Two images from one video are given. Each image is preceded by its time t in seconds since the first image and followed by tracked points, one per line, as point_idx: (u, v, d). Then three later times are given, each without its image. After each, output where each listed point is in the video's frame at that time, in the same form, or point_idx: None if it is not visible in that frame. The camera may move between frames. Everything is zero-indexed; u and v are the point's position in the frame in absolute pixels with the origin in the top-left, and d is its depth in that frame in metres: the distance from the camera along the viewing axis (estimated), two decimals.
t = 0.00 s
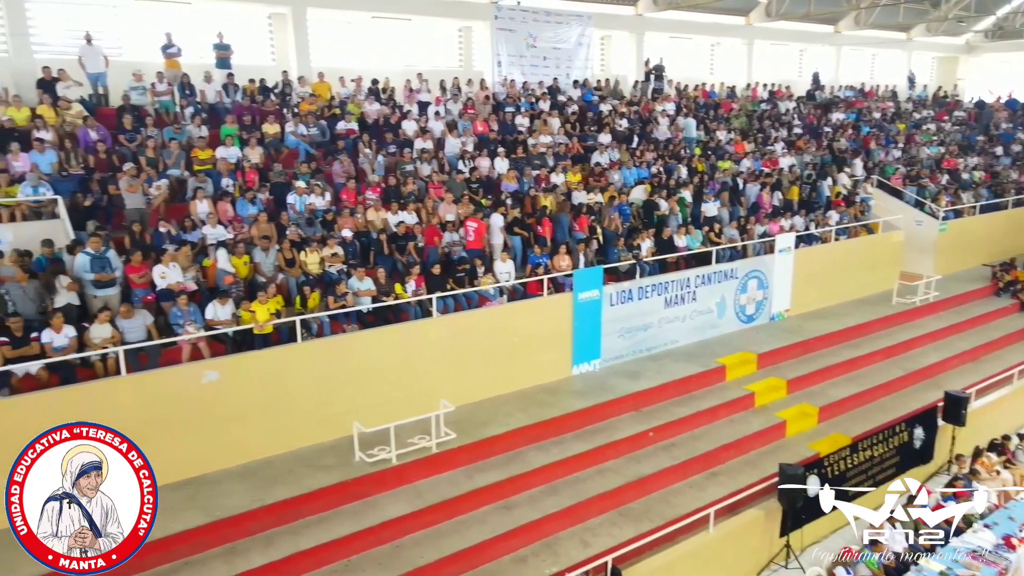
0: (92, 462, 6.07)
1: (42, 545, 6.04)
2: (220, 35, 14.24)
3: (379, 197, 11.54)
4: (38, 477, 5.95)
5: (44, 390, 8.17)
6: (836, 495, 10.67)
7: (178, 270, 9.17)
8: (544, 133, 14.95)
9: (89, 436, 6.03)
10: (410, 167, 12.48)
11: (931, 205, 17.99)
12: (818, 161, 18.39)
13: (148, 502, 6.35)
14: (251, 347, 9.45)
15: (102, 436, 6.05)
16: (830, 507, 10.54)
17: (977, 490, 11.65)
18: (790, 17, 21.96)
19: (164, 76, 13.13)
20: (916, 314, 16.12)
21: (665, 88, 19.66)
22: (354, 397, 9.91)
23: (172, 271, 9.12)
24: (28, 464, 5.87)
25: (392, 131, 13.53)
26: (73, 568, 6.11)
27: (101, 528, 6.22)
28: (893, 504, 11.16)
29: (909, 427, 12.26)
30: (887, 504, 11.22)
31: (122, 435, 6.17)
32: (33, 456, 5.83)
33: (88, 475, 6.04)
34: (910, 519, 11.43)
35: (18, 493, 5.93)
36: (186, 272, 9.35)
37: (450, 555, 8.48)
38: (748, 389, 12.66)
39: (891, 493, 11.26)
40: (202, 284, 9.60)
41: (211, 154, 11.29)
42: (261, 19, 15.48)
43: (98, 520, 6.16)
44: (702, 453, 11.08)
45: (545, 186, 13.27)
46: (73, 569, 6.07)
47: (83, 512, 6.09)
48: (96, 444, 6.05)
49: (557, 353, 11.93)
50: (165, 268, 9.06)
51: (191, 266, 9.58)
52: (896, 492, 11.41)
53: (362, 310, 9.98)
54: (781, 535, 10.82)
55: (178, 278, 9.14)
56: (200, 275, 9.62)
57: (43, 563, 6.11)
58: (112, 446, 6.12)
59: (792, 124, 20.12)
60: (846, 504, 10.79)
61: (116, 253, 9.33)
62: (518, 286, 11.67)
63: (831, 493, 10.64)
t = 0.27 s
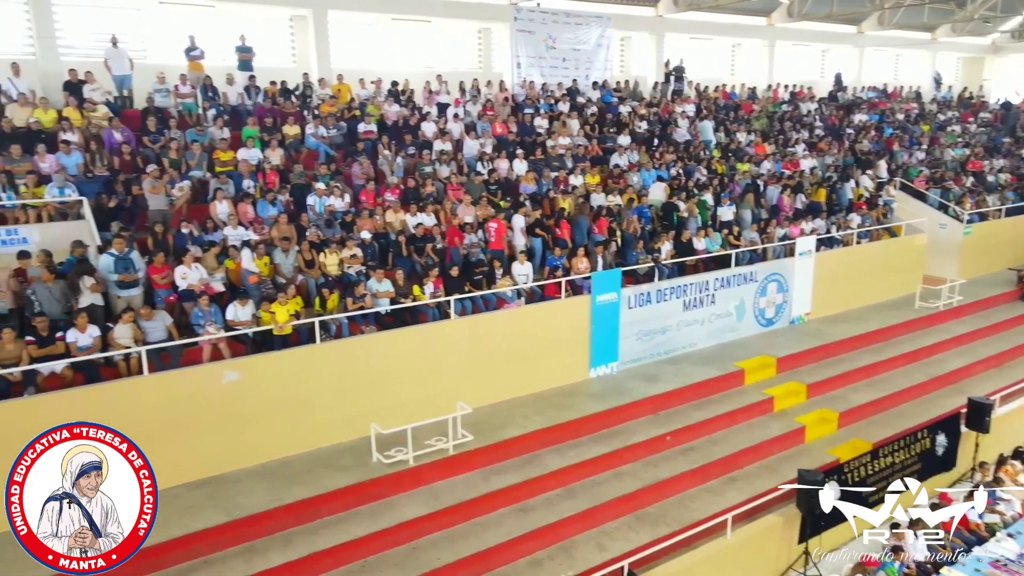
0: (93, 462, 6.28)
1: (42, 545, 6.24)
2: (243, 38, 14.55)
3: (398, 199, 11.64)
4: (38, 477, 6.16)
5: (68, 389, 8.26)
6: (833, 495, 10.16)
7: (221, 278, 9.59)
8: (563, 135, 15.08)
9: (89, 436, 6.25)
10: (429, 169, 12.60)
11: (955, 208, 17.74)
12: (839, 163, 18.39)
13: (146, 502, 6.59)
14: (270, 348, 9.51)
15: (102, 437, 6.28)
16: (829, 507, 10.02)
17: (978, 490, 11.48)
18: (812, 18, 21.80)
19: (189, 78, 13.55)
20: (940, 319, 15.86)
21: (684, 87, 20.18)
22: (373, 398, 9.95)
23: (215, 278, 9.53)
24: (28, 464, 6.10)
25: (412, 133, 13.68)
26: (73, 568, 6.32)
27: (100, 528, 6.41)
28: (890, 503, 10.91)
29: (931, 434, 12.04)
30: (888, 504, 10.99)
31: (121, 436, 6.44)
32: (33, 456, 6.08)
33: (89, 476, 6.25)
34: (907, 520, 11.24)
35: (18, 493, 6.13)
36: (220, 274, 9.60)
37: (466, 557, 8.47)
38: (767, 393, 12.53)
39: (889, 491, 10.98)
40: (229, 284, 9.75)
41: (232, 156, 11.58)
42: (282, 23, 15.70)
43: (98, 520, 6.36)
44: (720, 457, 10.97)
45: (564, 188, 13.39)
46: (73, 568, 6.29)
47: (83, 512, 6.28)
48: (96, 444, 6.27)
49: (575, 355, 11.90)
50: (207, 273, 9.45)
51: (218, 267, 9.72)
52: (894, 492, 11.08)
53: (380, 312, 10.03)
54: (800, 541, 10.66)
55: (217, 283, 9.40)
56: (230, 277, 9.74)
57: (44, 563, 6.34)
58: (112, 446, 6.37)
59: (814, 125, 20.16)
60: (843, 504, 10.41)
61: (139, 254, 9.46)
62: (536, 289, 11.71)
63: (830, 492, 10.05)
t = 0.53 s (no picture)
0: (92, 462, 6.22)
1: (42, 545, 6.19)
2: (264, 40, 14.95)
3: (417, 201, 11.75)
4: (38, 477, 6.13)
5: (92, 387, 8.38)
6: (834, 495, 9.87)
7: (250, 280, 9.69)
8: (582, 138, 15.22)
9: (89, 436, 6.19)
10: (448, 171, 12.76)
11: (980, 211, 17.47)
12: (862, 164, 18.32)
13: (147, 502, 6.51)
14: (290, 348, 9.56)
15: (102, 437, 6.21)
16: (830, 507, 9.74)
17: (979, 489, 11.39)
18: (834, 19, 21.64)
19: (212, 80, 13.91)
20: (963, 324, 15.59)
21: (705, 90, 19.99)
22: (390, 399, 10.00)
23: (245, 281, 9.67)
24: (28, 464, 6.07)
25: (431, 134, 13.89)
26: (72, 568, 6.26)
27: (101, 528, 6.36)
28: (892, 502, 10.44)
29: (954, 441, 11.67)
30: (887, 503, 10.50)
31: (121, 436, 6.36)
32: (32, 456, 6.05)
33: (88, 475, 6.19)
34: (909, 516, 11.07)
35: (18, 493, 6.12)
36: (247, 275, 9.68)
37: (482, 560, 8.45)
38: (787, 398, 12.38)
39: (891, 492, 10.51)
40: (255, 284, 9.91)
41: (254, 158, 11.78)
42: (303, 24, 16.16)
43: (98, 520, 6.30)
44: (738, 462, 10.85)
45: (582, 190, 13.50)
46: (73, 568, 6.22)
47: (83, 512, 6.24)
48: (95, 444, 6.20)
49: (592, 358, 11.86)
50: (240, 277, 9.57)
51: (243, 267, 9.84)
52: (895, 492, 10.50)
53: (398, 314, 10.06)
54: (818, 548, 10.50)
55: (243, 284, 9.55)
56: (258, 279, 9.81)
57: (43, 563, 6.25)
58: (112, 446, 6.29)
59: (836, 126, 20.17)
60: (842, 503, 9.89)
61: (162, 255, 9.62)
62: (553, 292, 11.59)
63: (830, 493, 9.76)
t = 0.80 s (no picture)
0: (92, 461, 6.15)
1: (42, 545, 6.13)
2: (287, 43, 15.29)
3: (435, 203, 11.86)
4: (37, 477, 6.04)
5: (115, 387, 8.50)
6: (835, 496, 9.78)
7: (277, 282, 9.71)
8: (601, 140, 15.30)
9: (89, 436, 6.08)
10: (466, 173, 12.88)
11: (1005, 215, 17.18)
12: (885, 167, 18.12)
13: (147, 502, 6.38)
14: (309, 350, 9.64)
15: (102, 436, 6.10)
16: (830, 507, 9.62)
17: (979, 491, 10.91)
18: (859, 18, 21.26)
19: (233, 83, 14.18)
20: (988, 329, 15.31)
21: (725, 89, 20.77)
22: (408, 401, 10.02)
23: (271, 283, 9.68)
24: (27, 464, 5.97)
25: (449, 136, 14.08)
26: (72, 568, 6.21)
27: (100, 528, 6.29)
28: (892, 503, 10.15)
29: (978, 449, 11.53)
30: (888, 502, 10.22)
31: (121, 435, 6.22)
32: (32, 456, 5.95)
33: (88, 475, 6.11)
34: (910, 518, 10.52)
35: (17, 493, 6.01)
36: (274, 278, 9.66)
37: (498, 563, 8.42)
38: (806, 403, 12.23)
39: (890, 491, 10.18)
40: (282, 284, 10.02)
41: (274, 160, 11.81)
42: (324, 27, 16.45)
43: (98, 520, 6.23)
44: (756, 468, 10.72)
45: (601, 192, 13.58)
46: (73, 568, 6.17)
47: (83, 512, 6.17)
48: (95, 444, 6.11)
49: (609, 361, 11.81)
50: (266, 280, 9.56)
51: (272, 267, 9.80)
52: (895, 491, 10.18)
53: (416, 316, 10.10)
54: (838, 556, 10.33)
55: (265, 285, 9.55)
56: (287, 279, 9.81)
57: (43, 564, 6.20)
58: (112, 446, 6.17)
59: (858, 129, 20.09)
60: (840, 503, 9.72)
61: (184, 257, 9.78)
62: (571, 294, 11.57)
63: (831, 493, 9.73)
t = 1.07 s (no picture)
0: (92, 462, 6.34)
1: (42, 545, 6.32)
2: (308, 46, 15.50)
3: (454, 205, 11.98)
4: (38, 477, 6.25)
5: (138, 387, 8.61)
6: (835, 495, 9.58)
7: (304, 283, 9.80)
8: (621, 142, 15.33)
9: (89, 436, 6.30)
10: (485, 175, 12.97)
11: None
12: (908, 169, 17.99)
13: (147, 502, 6.60)
14: (328, 352, 9.70)
15: (102, 437, 6.32)
16: (830, 508, 9.34)
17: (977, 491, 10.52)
18: (883, 19, 21.08)
19: (256, 85, 14.39)
20: (1014, 335, 15.04)
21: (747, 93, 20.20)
22: (426, 403, 10.05)
23: (298, 284, 9.76)
24: (27, 464, 6.19)
25: (468, 137, 14.22)
26: (73, 568, 6.39)
27: (101, 528, 6.48)
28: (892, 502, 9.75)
29: (1001, 457, 11.23)
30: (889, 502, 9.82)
31: (121, 435, 6.45)
32: (32, 456, 6.18)
33: (88, 475, 6.31)
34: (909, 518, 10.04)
35: (18, 493, 6.24)
36: (301, 279, 9.74)
37: (514, 566, 8.38)
38: (827, 409, 12.08)
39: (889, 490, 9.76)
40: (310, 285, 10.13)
41: (295, 162, 11.99)
42: (345, 30, 16.60)
43: (98, 520, 6.43)
44: (776, 474, 10.59)
45: (620, 195, 13.61)
46: (73, 568, 6.36)
47: (83, 512, 6.37)
48: (95, 444, 6.32)
49: (628, 365, 11.77)
50: (294, 282, 9.67)
51: (300, 269, 9.92)
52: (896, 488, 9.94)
53: (434, 318, 10.13)
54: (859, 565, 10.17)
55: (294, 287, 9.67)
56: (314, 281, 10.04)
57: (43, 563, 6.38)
58: (112, 446, 6.39)
59: (881, 131, 19.89)
60: (842, 503, 9.62)
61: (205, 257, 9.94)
62: (590, 297, 11.52)
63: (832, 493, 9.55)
